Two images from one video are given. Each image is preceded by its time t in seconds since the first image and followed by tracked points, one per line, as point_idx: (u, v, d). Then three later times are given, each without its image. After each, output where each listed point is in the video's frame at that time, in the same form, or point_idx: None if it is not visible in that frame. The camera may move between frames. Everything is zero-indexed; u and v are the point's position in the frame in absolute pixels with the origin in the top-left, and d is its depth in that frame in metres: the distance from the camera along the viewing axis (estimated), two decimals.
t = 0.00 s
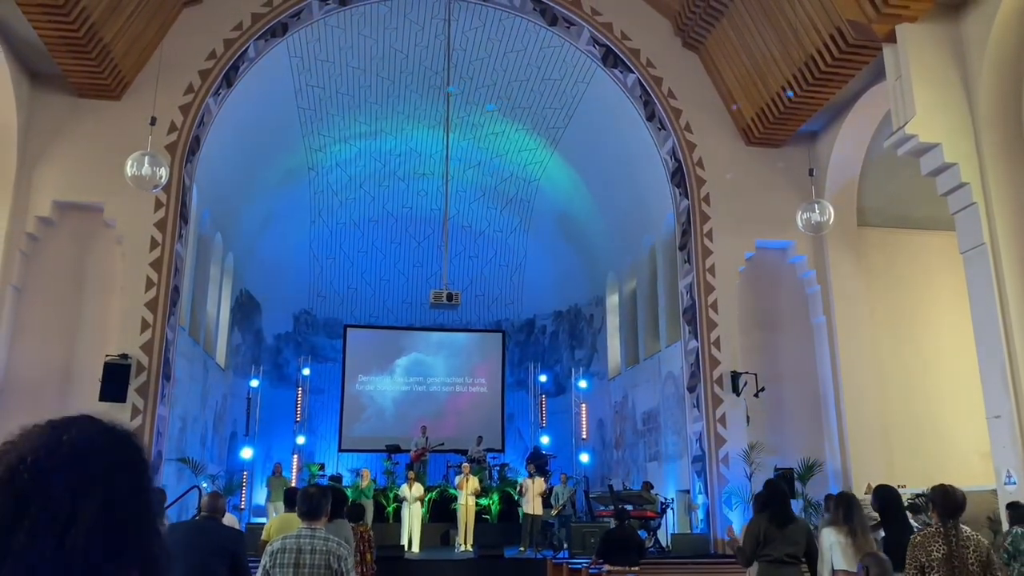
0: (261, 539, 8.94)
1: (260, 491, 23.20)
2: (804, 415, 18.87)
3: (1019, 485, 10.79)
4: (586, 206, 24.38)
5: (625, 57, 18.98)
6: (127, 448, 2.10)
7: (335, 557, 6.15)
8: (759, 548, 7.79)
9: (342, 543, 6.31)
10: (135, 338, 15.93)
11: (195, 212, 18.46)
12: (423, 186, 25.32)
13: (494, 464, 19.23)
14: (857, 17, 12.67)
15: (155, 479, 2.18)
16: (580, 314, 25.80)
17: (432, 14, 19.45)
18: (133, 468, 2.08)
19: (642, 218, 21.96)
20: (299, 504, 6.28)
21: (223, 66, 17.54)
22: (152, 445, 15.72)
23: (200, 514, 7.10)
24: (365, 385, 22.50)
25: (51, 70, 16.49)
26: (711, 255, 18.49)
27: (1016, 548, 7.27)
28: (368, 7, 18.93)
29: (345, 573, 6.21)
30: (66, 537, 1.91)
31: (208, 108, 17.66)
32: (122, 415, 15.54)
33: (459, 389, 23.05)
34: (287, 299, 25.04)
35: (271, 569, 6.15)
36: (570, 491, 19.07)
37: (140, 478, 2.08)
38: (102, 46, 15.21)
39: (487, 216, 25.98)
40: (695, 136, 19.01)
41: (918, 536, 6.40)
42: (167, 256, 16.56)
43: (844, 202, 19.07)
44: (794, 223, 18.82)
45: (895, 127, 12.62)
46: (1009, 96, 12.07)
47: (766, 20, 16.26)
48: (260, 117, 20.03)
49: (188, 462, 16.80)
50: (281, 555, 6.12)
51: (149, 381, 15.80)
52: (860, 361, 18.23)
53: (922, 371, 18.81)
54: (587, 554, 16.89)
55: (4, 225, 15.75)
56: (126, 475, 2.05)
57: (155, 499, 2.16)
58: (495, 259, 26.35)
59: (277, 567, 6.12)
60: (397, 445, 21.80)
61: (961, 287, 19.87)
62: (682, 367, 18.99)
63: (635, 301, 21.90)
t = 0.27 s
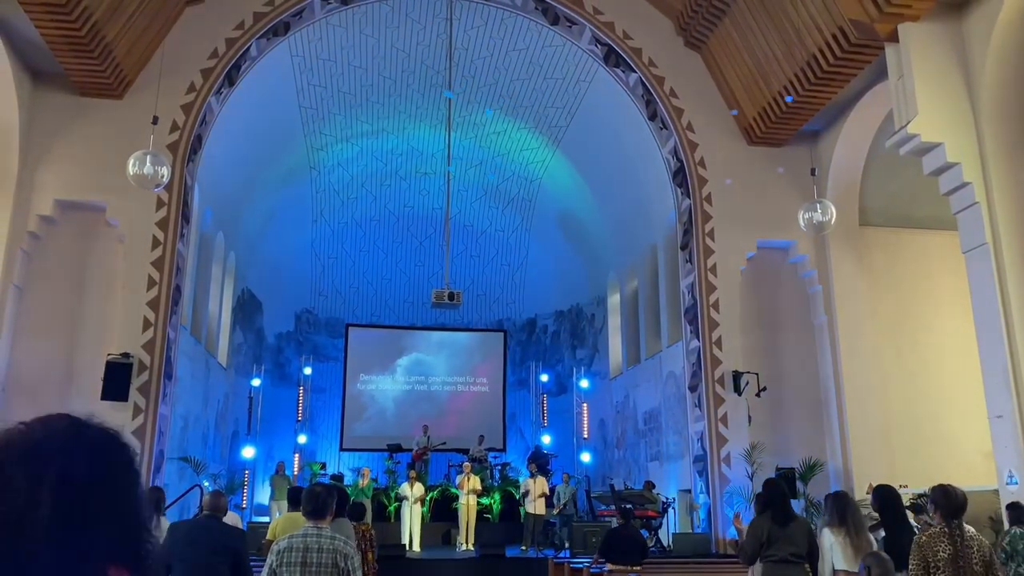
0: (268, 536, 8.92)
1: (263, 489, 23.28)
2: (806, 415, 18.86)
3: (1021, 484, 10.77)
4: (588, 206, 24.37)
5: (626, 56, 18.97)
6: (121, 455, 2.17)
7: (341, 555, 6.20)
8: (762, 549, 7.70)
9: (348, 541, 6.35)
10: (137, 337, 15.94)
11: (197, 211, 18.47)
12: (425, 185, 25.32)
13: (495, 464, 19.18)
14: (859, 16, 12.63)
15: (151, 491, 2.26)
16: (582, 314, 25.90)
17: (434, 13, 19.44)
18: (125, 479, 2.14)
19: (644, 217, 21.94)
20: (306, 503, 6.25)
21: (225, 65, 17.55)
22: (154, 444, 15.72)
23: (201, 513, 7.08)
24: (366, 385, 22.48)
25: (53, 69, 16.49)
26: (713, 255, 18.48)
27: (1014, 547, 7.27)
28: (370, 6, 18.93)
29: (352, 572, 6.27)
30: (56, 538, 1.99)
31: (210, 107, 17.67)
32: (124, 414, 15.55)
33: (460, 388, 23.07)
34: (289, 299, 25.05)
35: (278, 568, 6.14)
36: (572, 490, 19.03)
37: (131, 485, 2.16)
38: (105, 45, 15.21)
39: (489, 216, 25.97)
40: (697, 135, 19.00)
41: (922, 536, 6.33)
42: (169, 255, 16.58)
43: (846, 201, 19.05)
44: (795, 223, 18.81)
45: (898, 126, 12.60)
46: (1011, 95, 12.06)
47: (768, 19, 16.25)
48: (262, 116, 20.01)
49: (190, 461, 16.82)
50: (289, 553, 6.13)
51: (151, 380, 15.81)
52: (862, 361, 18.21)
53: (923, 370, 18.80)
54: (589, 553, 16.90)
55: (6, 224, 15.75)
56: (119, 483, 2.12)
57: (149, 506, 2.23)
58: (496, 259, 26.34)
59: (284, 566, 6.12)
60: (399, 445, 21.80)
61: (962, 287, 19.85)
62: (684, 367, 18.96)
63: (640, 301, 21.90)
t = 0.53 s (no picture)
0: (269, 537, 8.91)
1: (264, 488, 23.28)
2: (808, 415, 18.86)
3: (1022, 485, 10.76)
4: (589, 205, 24.39)
5: (628, 55, 18.98)
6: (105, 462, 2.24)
7: (347, 554, 6.21)
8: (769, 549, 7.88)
9: (352, 539, 6.35)
10: (138, 335, 15.95)
11: (199, 210, 18.49)
12: (426, 184, 25.34)
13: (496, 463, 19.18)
14: (862, 16, 12.54)
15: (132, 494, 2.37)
16: (584, 313, 25.95)
17: (436, 12, 19.44)
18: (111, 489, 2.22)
19: (645, 217, 21.93)
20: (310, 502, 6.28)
21: (226, 64, 17.55)
22: (156, 443, 15.72)
23: (201, 513, 7.06)
24: (368, 383, 22.54)
25: (55, 68, 16.50)
26: (714, 254, 18.48)
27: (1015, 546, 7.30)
28: (372, 6, 18.94)
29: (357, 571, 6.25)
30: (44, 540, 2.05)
31: (211, 106, 17.68)
32: (126, 413, 15.56)
33: (461, 387, 23.06)
34: (290, 297, 25.06)
35: (283, 567, 6.14)
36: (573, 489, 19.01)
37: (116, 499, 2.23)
38: (107, 45, 15.23)
39: (489, 215, 25.99)
40: (698, 135, 19.00)
41: (934, 536, 6.29)
42: (170, 253, 16.60)
43: (847, 201, 19.05)
44: (797, 222, 18.82)
45: (899, 126, 12.60)
46: (1012, 95, 12.06)
47: (770, 19, 16.25)
48: (263, 115, 20.02)
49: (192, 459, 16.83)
50: (292, 553, 6.13)
51: (153, 378, 15.83)
52: (863, 361, 18.22)
53: (924, 370, 18.81)
54: (590, 552, 16.90)
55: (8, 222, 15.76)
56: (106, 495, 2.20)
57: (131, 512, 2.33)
58: (497, 258, 26.36)
59: (289, 565, 6.12)
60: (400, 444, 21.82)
61: (963, 286, 19.85)
62: (685, 367, 18.97)
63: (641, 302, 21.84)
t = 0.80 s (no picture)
0: (268, 538, 8.89)
1: (265, 487, 23.30)
2: (810, 415, 18.86)
3: None
4: (590, 206, 24.40)
5: (630, 55, 18.99)
6: (103, 461, 2.28)
7: (348, 553, 6.20)
8: (779, 549, 7.84)
9: (354, 539, 6.34)
10: (140, 335, 15.96)
11: (200, 210, 18.50)
12: (428, 184, 25.37)
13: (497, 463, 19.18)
14: (863, 16, 12.57)
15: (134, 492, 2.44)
16: (585, 313, 25.74)
17: (437, 11, 19.45)
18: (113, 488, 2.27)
19: (646, 217, 21.94)
20: (311, 501, 6.30)
21: (228, 63, 17.57)
22: (157, 442, 15.73)
23: (203, 512, 7.06)
24: (369, 383, 22.56)
25: (57, 67, 16.52)
26: (715, 254, 18.47)
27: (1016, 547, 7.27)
28: (374, 5, 18.95)
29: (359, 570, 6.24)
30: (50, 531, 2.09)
31: (213, 105, 17.69)
32: (127, 412, 15.56)
33: (461, 387, 23.05)
34: (292, 296, 25.10)
35: (285, 566, 6.15)
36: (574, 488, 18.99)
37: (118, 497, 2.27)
38: (109, 44, 15.24)
39: (491, 215, 26.01)
40: (700, 135, 19.00)
41: (945, 537, 6.27)
42: (172, 253, 16.60)
43: (849, 202, 19.04)
44: (798, 223, 18.81)
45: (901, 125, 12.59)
46: (1014, 95, 12.06)
47: (772, 18, 16.24)
48: (265, 115, 20.02)
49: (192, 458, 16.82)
50: (295, 552, 6.14)
51: (154, 378, 15.84)
52: (864, 361, 18.21)
53: (926, 371, 18.79)
54: (591, 551, 16.90)
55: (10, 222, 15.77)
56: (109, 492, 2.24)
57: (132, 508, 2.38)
58: (499, 258, 26.37)
59: (291, 565, 6.13)
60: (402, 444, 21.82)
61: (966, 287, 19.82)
62: (686, 368, 18.95)
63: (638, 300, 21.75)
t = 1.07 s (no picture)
0: (266, 536, 8.87)
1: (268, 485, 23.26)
2: (813, 413, 18.86)
3: None
4: (593, 204, 24.37)
5: (634, 54, 18.97)
6: (99, 460, 2.28)
7: (350, 550, 6.19)
8: (789, 545, 7.85)
9: (356, 536, 6.35)
10: (143, 332, 16.00)
11: (203, 208, 18.50)
12: (431, 182, 25.37)
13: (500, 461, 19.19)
14: (867, 15, 12.68)
15: (131, 489, 2.44)
16: (587, 312, 25.79)
17: (440, 10, 19.44)
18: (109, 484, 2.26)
19: (649, 215, 21.93)
20: (313, 498, 6.32)
21: (231, 62, 17.59)
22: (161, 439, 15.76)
23: (206, 509, 7.03)
24: (373, 380, 22.55)
25: (61, 66, 16.55)
26: (719, 253, 18.47)
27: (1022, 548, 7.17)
28: (377, 3, 18.94)
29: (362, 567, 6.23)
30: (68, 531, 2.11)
31: (216, 104, 17.70)
32: (130, 409, 15.59)
33: (465, 385, 23.06)
34: (295, 294, 25.13)
35: (288, 564, 6.17)
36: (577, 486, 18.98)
37: (118, 496, 2.27)
38: (112, 42, 15.26)
39: (494, 213, 26.01)
40: (703, 134, 18.99)
41: (954, 535, 6.32)
42: (175, 251, 16.62)
43: (853, 200, 19.03)
44: (801, 221, 18.80)
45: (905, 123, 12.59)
46: (1019, 94, 12.04)
47: (776, 17, 16.23)
48: (268, 112, 20.03)
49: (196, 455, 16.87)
50: (297, 549, 6.16)
51: (158, 375, 15.87)
52: (868, 360, 18.20)
53: (929, 370, 18.77)
54: (594, 549, 16.93)
55: (13, 220, 15.80)
56: (108, 492, 2.24)
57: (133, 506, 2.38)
58: (502, 256, 26.37)
59: (293, 561, 6.15)
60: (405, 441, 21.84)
61: (970, 286, 19.79)
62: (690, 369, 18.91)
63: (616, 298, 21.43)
